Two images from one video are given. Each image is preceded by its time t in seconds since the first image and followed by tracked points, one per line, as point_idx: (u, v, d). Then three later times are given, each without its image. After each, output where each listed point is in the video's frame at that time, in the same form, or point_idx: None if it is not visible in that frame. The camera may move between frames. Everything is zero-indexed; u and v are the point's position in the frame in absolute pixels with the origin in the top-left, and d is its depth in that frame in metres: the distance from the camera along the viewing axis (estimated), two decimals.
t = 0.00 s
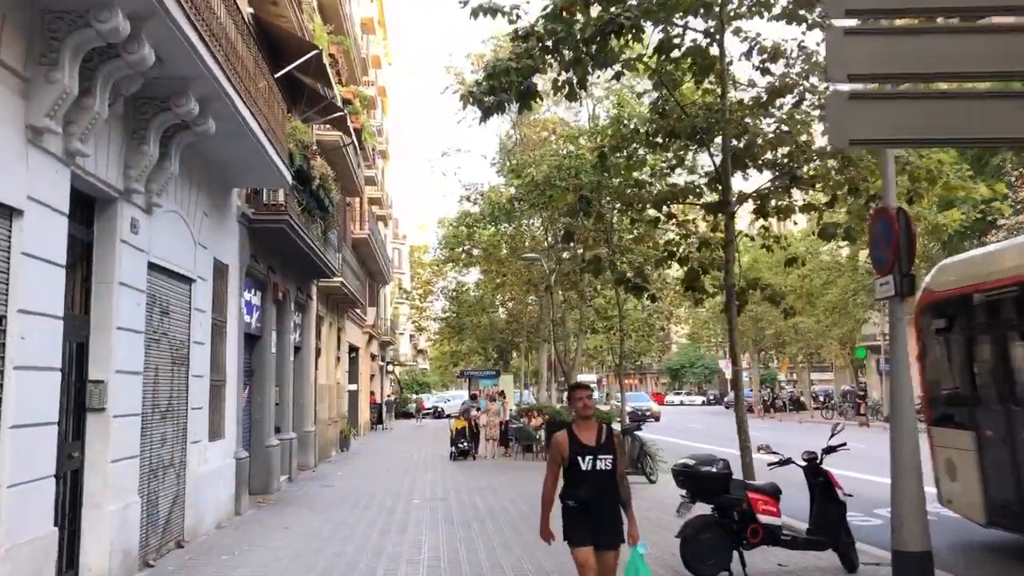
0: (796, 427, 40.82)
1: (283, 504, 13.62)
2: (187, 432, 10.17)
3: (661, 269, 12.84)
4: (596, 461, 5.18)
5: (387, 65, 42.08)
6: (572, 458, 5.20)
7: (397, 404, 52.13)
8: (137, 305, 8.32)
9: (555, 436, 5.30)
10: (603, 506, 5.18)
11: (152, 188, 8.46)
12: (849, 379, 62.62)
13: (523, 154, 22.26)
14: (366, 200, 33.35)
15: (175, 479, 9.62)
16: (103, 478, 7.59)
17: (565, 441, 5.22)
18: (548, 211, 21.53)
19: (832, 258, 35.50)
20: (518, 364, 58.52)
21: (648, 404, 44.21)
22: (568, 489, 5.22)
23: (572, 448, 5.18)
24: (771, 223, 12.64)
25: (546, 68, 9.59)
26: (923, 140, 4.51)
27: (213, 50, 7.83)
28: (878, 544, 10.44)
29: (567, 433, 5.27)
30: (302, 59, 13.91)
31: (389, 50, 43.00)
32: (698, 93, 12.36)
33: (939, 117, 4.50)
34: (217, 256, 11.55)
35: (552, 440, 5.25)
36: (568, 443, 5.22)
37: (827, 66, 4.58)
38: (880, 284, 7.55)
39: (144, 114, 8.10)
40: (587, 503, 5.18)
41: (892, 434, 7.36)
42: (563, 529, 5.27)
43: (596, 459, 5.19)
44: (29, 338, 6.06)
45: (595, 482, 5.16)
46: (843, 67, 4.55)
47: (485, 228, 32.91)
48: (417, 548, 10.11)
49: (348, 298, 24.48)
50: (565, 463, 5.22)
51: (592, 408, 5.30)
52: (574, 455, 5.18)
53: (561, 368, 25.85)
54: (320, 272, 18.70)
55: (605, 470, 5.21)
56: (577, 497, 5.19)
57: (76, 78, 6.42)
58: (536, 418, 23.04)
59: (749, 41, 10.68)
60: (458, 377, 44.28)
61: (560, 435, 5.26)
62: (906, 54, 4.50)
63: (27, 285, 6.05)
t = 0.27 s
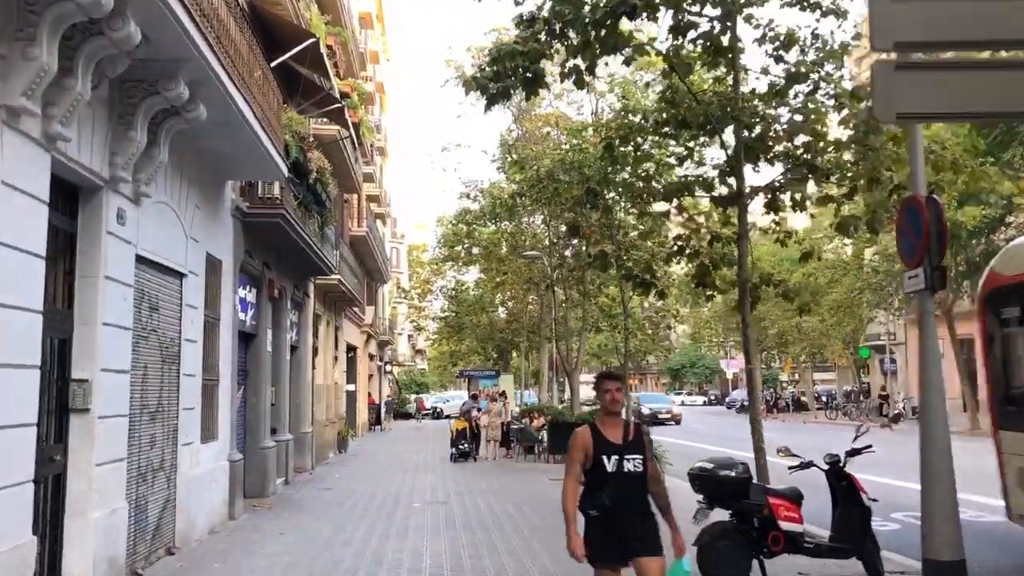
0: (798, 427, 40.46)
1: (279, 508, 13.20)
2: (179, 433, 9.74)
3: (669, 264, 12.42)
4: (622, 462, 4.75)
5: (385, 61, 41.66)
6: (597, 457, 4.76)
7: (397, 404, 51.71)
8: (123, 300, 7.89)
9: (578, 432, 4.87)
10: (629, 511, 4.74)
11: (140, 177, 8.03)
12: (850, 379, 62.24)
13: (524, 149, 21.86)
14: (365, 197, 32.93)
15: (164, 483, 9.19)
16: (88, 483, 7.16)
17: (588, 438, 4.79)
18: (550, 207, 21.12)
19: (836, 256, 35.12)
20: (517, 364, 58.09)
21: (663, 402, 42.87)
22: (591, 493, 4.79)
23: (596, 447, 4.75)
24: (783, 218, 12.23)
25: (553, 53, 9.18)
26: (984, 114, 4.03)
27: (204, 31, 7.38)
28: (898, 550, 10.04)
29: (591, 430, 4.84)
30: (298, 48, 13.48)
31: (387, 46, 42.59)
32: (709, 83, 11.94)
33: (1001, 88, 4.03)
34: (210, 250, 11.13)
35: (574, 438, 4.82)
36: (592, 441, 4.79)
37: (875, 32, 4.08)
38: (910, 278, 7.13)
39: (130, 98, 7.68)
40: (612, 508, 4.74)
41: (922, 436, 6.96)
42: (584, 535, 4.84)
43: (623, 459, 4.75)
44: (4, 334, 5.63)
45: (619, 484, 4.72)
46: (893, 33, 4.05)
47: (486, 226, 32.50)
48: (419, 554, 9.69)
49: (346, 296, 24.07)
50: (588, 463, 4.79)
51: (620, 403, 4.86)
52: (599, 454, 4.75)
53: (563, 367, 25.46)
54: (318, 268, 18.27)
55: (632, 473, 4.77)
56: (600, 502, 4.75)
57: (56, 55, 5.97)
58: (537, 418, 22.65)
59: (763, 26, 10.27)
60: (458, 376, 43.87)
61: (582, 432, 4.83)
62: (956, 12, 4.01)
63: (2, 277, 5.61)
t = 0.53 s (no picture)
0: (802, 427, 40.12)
1: (278, 510, 12.84)
2: (174, 433, 9.39)
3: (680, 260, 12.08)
4: (670, 484, 3.91)
5: (385, 58, 41.32)
6: (641, 479, 3.92)
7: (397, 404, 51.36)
8: (115, 294, 7.54)
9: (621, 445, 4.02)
10: (682, 542, 3.88)
11: (132, 166, 7.68)
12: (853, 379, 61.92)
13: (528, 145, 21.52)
14: (365, 195, 32.58)
15: (158, 485, 8.84)
16: (76, 486, 6.80)
17: (631, 454, 3.95)
18: (554, 204, 20.78)
19: (841, 255, 34.81)
20: (518, 363, 57.73)
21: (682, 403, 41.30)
22: (634, 521, 3.94)
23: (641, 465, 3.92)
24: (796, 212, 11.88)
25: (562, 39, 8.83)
26: None
27: (199, 12, 7.03)
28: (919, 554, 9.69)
29: (635, 444, 3.98)
30: (298, 39, 13.15)
31: (388, 43, 42.25)
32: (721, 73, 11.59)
33: None
34: (207, 245, 10.78)
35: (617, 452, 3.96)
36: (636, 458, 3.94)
37: None
38: (941, 272, 6.81)
39: (121, 83, 7.32)
40: (657, 538, 3.90)
41: (954, 439, 6.62)
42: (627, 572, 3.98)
43: (672, 480, 3.92)
44: None
45: (670, 512, 3.89)
46: None
47: (487, 224, 32.15)
48: (422, 560, 9.32)
49: (346, 294, 23.73)
50: (631, 483, 3.95)
51: (670, 412, 4.03)
52: (643, 473, 3.92)
53: (566, 367, 25.12)
54: (318, 266, 17.93)
55: (684, 496, 3.93)
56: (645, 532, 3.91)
57: (38, 33, 5.60)
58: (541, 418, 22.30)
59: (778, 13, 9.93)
60: (458, 376, 43.51)
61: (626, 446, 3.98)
62: None
63: None
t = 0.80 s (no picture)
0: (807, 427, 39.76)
1: (278, 513, 12.47)
2: (168, 434, 9.01)
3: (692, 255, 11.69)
4: (746, 489, 3.34)
5: (386, 55, 40.97)
6: (709, 481, 3.36)
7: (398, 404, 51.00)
8: (105, 287, 7.16)
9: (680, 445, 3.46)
10: (761, 556, 3.33)
11: (123, 152, 7.31)
12: (857, 379, 61.55)
13: (531, 140, 21.13)
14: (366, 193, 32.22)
15: (153, 488, 8.46)
16: (63, 490, 6.42)
17: (696, 451, 3.40)
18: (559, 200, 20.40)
19: (847, 253, 34.45)
20: (520, 363, 57.35)
21: (704, 403, 39.81)
22: (703, 530, 3.39)
23: (707, 469, 3.35)
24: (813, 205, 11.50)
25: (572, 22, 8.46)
26: None
27: None
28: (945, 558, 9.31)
29: (699, 442, 3.42)
30: (297, 27, 12.76)
31: (389, 40, 41.87)
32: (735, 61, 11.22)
33: None
34: (204, 238, 10.40)
35: (678, 454, 3.40)
36: (701, 460, 3.38)
37: None
38: (981, 261, 6.39)
39: (111, 63, 6.92)
40: (734, 555, 3.34)
41: (996, 439, 6.23)
42: None
43: (747, 485, 3.34)
44: None
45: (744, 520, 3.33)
46: None
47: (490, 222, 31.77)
48: (428, 565, 8.94)
49: (347, 293, 23.34)
50: (697, 486, 3.40)
51: (741, 401, 3.48)
52: (710, 478, 3.35)
53: (571, 366, 24.74)
54: (319, 262, 17.55)
55: (762, 501, 3.35)
56: (717, 544, 3.36)
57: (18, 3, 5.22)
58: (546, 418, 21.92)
59: None
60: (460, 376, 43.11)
61: (687, 445, 3.42)
62: None
63: None
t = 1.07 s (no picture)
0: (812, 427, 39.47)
1: (276, 518, 12.12)
2: (161, 437, 8.65)
3: (703, 251, 11.34)
4: (833, 530, 2.76)
5: (386, 53, 40.64)
6: (786, 522, 2.77)
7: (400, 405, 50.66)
8: (91, 282, 6.81)
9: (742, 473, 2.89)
10: None
11: (111, 142, 6.96)
12: (860, 378, 61.25)
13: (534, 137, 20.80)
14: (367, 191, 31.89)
15: (144, 493, 8.11)
16: (46, 497, 6.08)
17: (767, 482, 2.81)
18: (562, 197, 20.07)
19: (853, 252, 34.12)
20: (522, 363, 56.99)
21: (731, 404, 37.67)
22: None
23: (781, 504, 2.76)
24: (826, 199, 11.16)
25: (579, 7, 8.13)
26: None
27: None
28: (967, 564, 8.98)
29: (768, 471, 2.83)
30: (296, 17, 12.42)
31: (389, 37, 41.54)
32: (747, 50, 10.87)
33: None
34: (198, 233, 10.06)
35: (741, 486, 2.83)
36: (773, 492, 2.79)
37: None
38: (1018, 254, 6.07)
39: (95, 47, 6.55)
40: None
41: None
42: None
43: (833, 524, 2.77)
44: None
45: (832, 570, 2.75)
46: None
47: (492, 220, 31.46)
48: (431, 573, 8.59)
49: (347, 292, 23.01)
50: (770, 528, 2.80)
51: (818, 417, 2.93)
52: (787, 518, 2.76)
53: (574, 366, 24.42)
54: (318, 261, 17.21)
55: (854, 543, 2.77)
56: None
57: None
58: (549, 419, 21.59)
59: None
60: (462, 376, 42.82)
61: (752, 473, 2.84)
62: None
63: None
